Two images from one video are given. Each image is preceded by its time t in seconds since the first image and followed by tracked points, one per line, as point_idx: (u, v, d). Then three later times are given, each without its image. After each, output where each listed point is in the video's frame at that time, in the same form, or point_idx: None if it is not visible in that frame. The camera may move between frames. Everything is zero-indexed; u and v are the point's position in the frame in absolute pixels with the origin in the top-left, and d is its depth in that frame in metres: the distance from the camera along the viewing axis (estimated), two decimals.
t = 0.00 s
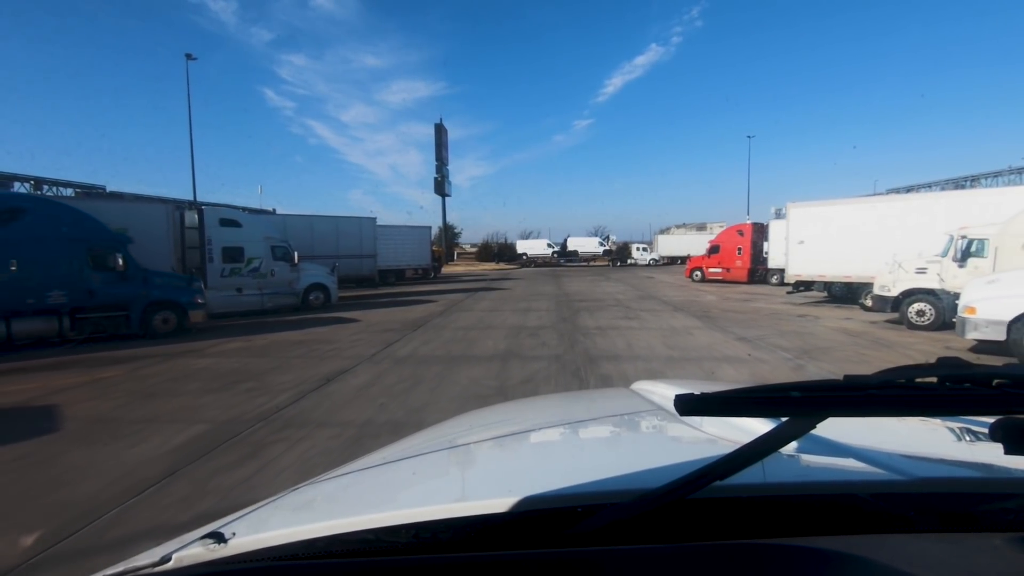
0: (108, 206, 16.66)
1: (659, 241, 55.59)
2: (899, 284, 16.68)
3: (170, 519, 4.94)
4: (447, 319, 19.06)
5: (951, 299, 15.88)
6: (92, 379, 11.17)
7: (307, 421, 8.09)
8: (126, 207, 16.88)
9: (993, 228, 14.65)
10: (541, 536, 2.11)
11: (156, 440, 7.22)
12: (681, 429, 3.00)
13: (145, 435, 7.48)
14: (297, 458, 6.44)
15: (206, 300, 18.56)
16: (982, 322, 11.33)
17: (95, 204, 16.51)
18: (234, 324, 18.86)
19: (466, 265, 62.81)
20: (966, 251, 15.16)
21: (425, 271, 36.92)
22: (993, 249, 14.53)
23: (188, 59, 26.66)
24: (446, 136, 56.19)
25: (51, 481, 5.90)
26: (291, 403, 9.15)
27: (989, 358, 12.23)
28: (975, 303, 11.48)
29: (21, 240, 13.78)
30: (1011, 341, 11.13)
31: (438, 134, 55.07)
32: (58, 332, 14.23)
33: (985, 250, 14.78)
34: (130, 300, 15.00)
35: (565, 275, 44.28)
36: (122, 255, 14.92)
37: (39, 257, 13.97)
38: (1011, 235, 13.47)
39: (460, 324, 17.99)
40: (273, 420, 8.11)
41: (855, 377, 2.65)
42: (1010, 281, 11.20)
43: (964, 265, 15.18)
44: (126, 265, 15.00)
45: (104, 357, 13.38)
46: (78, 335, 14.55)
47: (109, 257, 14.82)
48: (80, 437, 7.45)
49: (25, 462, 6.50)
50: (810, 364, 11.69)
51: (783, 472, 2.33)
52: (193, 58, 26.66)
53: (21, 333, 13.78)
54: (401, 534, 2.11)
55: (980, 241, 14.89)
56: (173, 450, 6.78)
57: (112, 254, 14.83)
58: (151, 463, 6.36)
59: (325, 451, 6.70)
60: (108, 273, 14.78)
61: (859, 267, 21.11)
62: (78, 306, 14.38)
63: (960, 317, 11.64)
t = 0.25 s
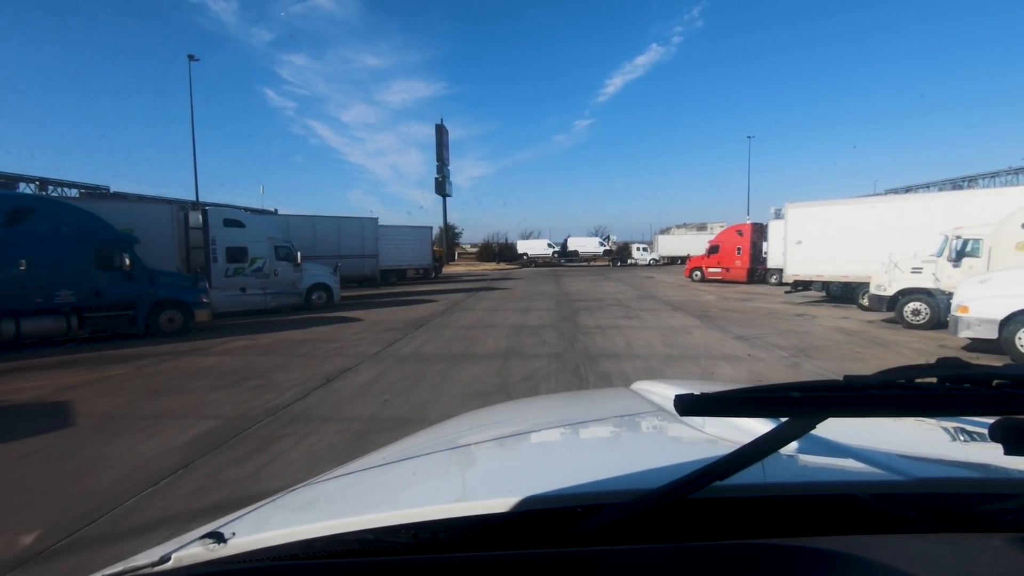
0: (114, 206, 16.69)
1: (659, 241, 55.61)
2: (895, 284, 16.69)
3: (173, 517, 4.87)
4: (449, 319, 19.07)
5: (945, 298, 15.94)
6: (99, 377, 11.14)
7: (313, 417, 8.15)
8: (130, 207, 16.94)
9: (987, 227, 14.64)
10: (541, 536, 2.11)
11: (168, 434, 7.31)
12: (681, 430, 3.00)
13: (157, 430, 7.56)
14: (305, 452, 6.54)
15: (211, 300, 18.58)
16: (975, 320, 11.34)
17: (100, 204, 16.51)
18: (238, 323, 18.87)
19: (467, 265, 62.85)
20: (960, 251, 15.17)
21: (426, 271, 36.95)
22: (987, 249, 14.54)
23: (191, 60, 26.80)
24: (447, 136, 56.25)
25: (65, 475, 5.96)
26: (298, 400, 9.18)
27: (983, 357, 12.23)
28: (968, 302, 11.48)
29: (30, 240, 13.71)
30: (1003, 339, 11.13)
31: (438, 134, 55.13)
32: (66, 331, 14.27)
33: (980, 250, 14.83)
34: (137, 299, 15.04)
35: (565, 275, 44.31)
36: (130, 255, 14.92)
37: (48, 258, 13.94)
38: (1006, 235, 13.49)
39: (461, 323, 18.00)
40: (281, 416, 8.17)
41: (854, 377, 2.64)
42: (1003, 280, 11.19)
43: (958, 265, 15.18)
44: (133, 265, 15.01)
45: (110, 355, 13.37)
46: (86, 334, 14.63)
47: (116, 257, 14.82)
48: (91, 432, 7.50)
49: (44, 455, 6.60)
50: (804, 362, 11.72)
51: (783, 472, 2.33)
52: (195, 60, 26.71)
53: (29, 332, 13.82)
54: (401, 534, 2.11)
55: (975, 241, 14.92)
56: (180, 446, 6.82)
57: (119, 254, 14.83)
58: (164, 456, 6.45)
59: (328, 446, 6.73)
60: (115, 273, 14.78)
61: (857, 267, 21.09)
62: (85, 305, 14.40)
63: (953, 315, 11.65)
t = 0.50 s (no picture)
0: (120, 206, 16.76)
1: (659, 241, 55.63)
2: (891, 284, 16.68)
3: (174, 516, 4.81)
4: (450, 318, 19.08)
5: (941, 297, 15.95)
6: (108, 375, 11.16)
7: (319, 412, 8.20)
8: (136, 208, 17.03)
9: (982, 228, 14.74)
10: (542, 536, 2.11)
11: (180, 429, 7.39)
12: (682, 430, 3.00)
13: (170, 424, 7.65)
14: (312, 446, 6.62)
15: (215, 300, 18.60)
16: (967, 319, 11.35)
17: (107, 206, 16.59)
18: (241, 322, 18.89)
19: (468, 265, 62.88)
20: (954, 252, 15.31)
21: (427, 271, 36.96)
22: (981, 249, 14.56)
23: (194, 62, 26.89)
24: (448, 136, 56.26)
25: (82, 467, 6.06)
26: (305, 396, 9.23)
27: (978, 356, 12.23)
28: (961, 301, 11.48)
29: (38, 240, 13.80)
30: (995, 337, 11.13)
31: (439, 134, 55.14)
32: (74, 330, 14.26)
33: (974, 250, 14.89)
34: (143, 298, 15.04)
35: (565, 275, 44.32)
36: (136, 255, 14.94)
37: (56, 257, 13.98)
38: (999, 235, 13.51)
39: (462, 323, 18.01)
40: (288, 412, 8.22)
41: (854, 377, 2.64)
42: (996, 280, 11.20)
43: (954, 265, 15.31)
44: (140, 265, 15.03)
45: (119, 354, 13.41)
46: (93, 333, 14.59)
47: (123, 257, 14.84)
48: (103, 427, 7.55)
49: (61, 449, 6.70)
50: (799, 360, 11.76)
51: (783, 472, 2.33)
52: (198, 61, 26.74)
53: (37, 331, 13.83)
54: (401, 534, 2.11)
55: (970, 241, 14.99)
56: (186, 442, 6.85)
57: (125, 254, 14.85)
58: (176, 450, 6.52)
59: (333, 441, 6.78)
60: (122, 273, 14.80)
61: (855, 267, 21.08)
62: (93, 304, 14.41)
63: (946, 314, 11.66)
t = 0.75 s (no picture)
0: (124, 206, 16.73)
1: (659, 241, 55.63)
2: (887, 283, 16.65)
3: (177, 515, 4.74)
4: (451, 317, 19.10)
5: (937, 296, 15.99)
6: (116, 373, 11.18)
7: (325, 408, 8.24)
8: (140, 209, 16.98)
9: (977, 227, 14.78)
10: (542, 536, 2.11)
11: (191, 424, 7.47)
12: (682, 429, 3.00)
13: (181, 419, 7.74)
14: (319, 441, 6.67)
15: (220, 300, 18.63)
16: (960, 318, 11.37)
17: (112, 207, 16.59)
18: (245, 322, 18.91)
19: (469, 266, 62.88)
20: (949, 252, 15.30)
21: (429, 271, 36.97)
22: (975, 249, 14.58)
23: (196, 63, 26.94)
24: (449, 137, 56.27)
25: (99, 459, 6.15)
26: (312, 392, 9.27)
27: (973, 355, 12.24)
28: (955, 300, 11.47)
29: (46, 241, 13.79)
30: (988, 336, 11.14)
31: (440, 135, 55.15)
32: (82, 329, 14.30)
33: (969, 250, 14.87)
34: (149, 298, 15.08)
35: (565, 275, 44.28)
36: (143, 255, 14.96)
37: (63, 257, 13.99)
38: (994, 235, 13.48)
39: (463, 322, 18.00)
40: (299, 407, 8.28)
41: (853, 376, 2.64)
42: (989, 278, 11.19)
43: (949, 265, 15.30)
44: (146, 264, 15.05)
45: (126, 352, 13.43)
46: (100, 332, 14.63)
47: (130, 258, 14.86)
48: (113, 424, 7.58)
49: (75, 442, 6.77)
50: (795, 358, 11.79)
51: (782, 472, 2.33)
52: (200, 62, 26.88)
53: (45, 330, 13.90)
54: (401, 534, 2.11)
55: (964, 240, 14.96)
56: (192, 438, 6.87)
57: (132, 255, 14.87)
58: (188, 444, 6.60)
59: (340, 436, 6.83)
60: (128, 273, 14.82)
61: (853, 267, 21.07)
62: (100, 303, 14.45)
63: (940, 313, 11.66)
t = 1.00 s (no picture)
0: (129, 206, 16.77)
1: (659, 241, 55.63)
2: (883, 283, 16.60)
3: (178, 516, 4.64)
4: (453, 316, 19.11)
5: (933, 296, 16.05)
6: (124, 371, 11.18)
7: (329, 405, 8.27)
8: (146, 209, 17.02)
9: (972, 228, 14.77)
10: (541, 536, 2.11)
11: (202, 419, 7.58)
12: (682, 430, 3.00)
13: (191, 415, 7.84)
14: (326, 435, 6.81)
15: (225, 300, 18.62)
16: (954, 317, 11.37)
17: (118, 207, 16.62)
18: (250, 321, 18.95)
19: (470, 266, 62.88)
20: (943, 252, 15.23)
21: (430, 271, 36.97)
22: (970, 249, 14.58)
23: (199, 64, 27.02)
24: (450, 137, 56.29)
25: (117, 452, 6.33)
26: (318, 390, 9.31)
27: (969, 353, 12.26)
28: (948, 299, 11.49)
29: (55, 241, 13.82)
30: (981, 335, 11.15)
31: (441, 135, 55.16)
32: (89, 328, 14.34)
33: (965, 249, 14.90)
34: (155, 297, 15.24)
35: (566, 275, 44.25)
36: (149, 255, 15.11)
37: (72, 257, 14.02)
38: (989, 235, 13.60)
39: (465, 321, 18.01)
40: (304, 403, 8.38)
41: (853, 376, 2.64)
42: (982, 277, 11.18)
43: (944, 264, 15.24)
44: (152, 264, 15.20)
45: (132, 351, 13.45)
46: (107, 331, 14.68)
47: (137, 258, 15.00)
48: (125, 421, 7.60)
49: (88, 438, 6.88)
50: (792, 357, 11.81)
51: (782, 472, 2.33)
52: (202, 63, 26.95)
53: (53, 329, 13.91)
54: (401, 534, 2.11)
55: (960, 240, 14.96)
56: (197, 435, 6.90)
57: (139, 255, 15.01)
58: (198, 438, 6.73)
59: (348, 431, 6.98)
60: (135, 273, 14.96)
61: (852, 267, 21.07)
62: (108, 302, 14.50)
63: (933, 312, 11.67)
